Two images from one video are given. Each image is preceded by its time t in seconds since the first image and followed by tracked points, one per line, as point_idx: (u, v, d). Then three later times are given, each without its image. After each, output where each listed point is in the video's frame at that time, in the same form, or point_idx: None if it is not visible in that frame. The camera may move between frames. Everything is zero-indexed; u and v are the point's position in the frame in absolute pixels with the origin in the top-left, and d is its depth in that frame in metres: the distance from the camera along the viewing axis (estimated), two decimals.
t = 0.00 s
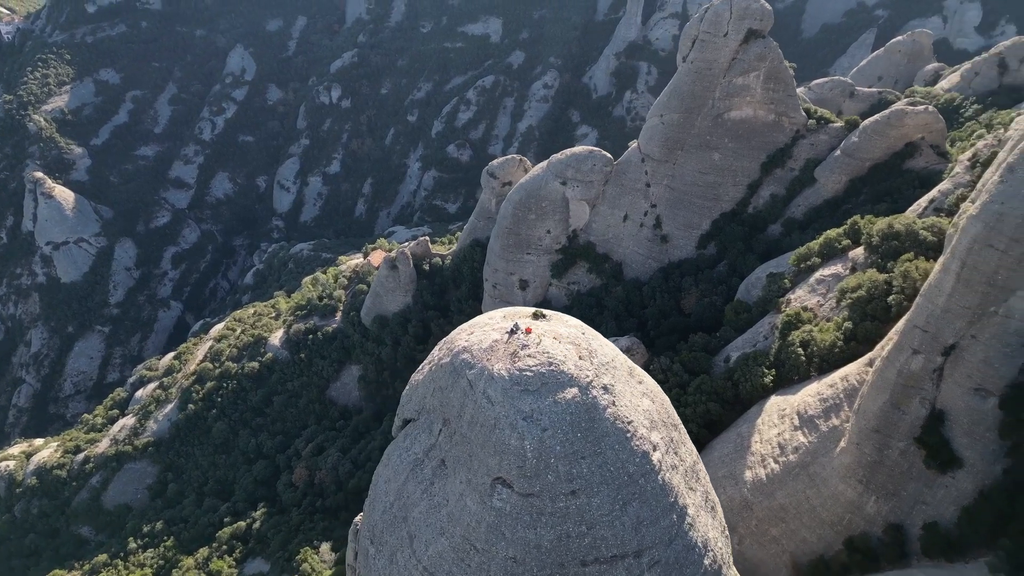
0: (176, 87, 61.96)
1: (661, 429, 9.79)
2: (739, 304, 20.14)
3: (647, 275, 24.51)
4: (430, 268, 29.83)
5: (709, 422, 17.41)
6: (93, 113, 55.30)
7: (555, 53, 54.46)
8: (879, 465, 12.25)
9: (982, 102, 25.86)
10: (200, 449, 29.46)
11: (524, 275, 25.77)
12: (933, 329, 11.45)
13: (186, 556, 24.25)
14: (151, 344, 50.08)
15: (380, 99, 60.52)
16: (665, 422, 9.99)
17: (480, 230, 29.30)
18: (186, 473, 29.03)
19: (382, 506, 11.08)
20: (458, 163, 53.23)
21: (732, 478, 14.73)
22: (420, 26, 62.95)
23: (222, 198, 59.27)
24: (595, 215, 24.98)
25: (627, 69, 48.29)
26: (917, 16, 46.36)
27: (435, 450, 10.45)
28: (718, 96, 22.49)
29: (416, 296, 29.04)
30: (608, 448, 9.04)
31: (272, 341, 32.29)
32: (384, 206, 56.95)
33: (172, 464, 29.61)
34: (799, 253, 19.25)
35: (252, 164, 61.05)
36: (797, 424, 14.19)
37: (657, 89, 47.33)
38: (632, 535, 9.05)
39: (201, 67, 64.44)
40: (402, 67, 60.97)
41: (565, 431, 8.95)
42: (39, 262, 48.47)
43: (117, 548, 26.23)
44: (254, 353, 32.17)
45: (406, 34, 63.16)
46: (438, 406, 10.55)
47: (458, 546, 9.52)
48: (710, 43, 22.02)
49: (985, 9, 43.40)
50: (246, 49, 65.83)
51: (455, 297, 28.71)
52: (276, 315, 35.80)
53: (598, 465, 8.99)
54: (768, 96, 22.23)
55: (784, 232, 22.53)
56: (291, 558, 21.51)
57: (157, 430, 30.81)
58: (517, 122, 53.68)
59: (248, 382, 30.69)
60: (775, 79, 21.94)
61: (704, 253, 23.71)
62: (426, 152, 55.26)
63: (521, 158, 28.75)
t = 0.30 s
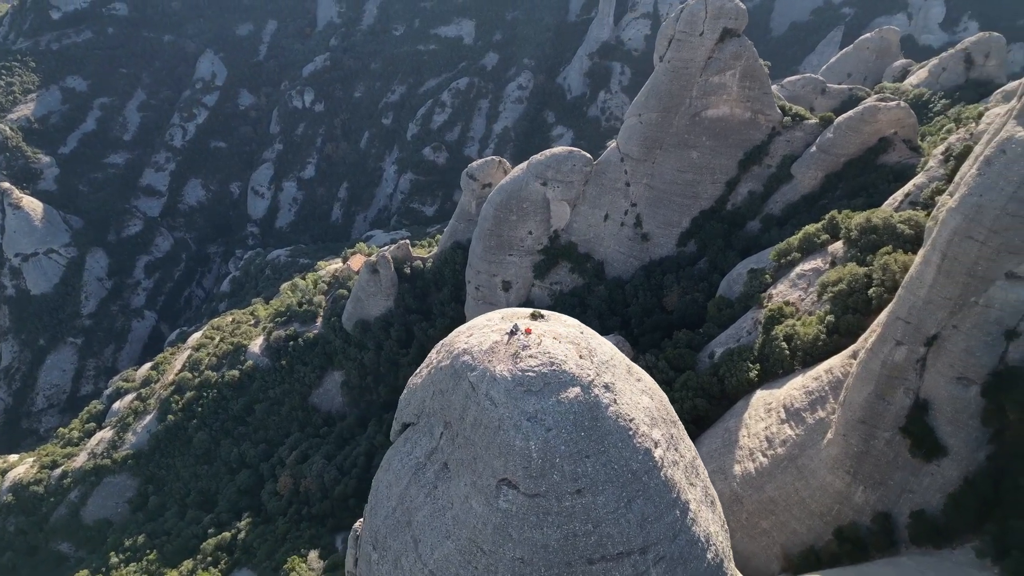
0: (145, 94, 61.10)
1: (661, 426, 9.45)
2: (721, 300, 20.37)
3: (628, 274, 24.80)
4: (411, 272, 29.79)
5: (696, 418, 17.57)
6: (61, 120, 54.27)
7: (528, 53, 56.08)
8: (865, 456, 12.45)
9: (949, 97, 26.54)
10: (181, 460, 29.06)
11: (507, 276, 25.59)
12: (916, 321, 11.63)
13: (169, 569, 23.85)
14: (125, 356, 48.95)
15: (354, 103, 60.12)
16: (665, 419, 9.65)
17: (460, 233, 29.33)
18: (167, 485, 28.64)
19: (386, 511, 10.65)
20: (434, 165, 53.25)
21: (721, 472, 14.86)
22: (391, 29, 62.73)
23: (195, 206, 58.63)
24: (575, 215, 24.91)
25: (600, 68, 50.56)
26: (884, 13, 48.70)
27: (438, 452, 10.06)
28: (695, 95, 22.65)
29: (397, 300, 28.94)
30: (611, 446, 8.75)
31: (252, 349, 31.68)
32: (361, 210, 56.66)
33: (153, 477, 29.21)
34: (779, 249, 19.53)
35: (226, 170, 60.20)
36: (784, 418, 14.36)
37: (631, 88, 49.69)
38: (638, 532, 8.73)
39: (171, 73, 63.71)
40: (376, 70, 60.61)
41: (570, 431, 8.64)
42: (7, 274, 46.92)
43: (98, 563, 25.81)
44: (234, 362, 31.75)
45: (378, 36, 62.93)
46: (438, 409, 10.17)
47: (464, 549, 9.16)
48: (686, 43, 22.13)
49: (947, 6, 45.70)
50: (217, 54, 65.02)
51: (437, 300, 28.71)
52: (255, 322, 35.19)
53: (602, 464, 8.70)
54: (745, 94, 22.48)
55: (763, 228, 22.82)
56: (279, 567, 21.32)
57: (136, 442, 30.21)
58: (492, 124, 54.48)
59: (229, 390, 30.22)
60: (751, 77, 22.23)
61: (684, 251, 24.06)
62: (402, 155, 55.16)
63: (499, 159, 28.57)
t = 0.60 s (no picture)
0: (113, 101, 59.77)
1: (661, 422, 9.09)
2: (703, 297, 20.58)
3: (609, 272, 24.78)
4: (392, 276, 29.63)
5: (683, 415, 17.72)
6: (26, 130, 53.51)
7: (502, 56, 56.73)
8: (852, 447, 12.64)
9: (918, 93, 27.11)
10: (162, 472, 28.59)
11: (489, 278, 25.43)
12: (898, 313, 11.85)
13: None
14: (99, 368, 47.60)
15: (326, 107, 59.98)
16: (664, 415, 9.27)
17: (441, 235, 29.17)
18: (148, 498, 28.21)
19: (388, 516, 10.04)
20: (410, 168, 53.17)
21: (711, 468, 14.98)
22: (363, 32, 62.79)
23: (168, 214, 57.82)
24: (556, 216, 25.01)
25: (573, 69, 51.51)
26: (851, 11, 50.29)
27: (439, 455, 9.55)
28: (672, 95, 23.01)
29: (379, 304, 28.77)
30: (614, 443, 8.37)
31: (232, 357, 31.12)
32: (337, 214, 56.38)
33: (134, 490, 28.70)
34: (759, 245, 19.82)
35: (199, 178, 59.54)
36: (770, 411, 14.54)
37: (604, 89, 50.41)
38: (642, 529, 8.37)
39: (139, 79, 62.17)
40: (348, 74, 60.61)
41: (575, 430, 8.24)
42: None
43: None
44: (214, 371, 31.15)
45: (350, 40, 63.01)
46: (437, 412, 9.67)
47: (469, 555, 8.65)
48: (662, 43, 22.52)
49: (913, 5, 47.38)
50: (186, 60, 63.85)
51: (419, 304, 28.58)
52: (234, 330, 34.61)
53: (606, 462, 8.31)
54: (721, 93, 22.84)
55: (743, 225, 23.10)
56: None
57: (114, 456, 29.56)
58: (467, 126, 54.90)
59: (208, 400, 29.68)
60: (727, 76, 22.59)
61: (665, 249, 24.15)
62: (378, 159, 54.97)
63: (478, 161, 28.52)
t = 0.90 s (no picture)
0: (80, 109, 58.31)
1: (661, 420, 9.01)
2: (686, 295, 20.82)
3: (592, 273, 24.89)
4: (374, 280, 29.45)
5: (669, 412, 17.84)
6: None
7: (476, 58, 57.40)
8: (839, 438, 12.81)
9: (888, 89, 27.69)
10: (143, 485, 28.06)
11: (472, 281, 25.24)
12: (881, 306, 12.05)
13: None
14: (72, 380, 46.51)
15: (300, 112, 59.34)
16: (663, 412, 9.21)
17: (422, 238, 29.08)
18: (130, 511, 27.69)
19: (389, 522, 9.93)
20: (386, 173, 52.79)
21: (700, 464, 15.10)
22: (335, 36, 62.70)
23: (140, 222, 55.91)
24: (537, 217, 24.98)
25: (548, 70, 52.58)
26: (817, 11, 52.06)
27: (441, 458, 9.49)
28: (650, 95, 23.14)
29: (360, 309, 28.69)
30: (617, 442, 8.30)
31: (211, 366, 30.70)
32: (313, 219, 55.90)
33: (114, 504, 28.17)
34: (740, 242, 20.05)
35: (171, 184, 58.02)
36: (757, 406, 14.70)
37: (579, 90, 51.32)
38: (647, 527, 8.29)
39: (106, 87, 60.67)
40: (321, 79, 60.18)
41: (578, 429, 8.20)
42: None
43: None
44: (193, 380, 30.69)
45: (322, 45, 62.52)
46: (437, 415, 9.60)
47: (476, 556, 8.62)
48: (639, 44, 22.70)
49: (878, 3, 49.01)
50: (155, 66, 62.29)
51: (401, 308, 28.52)
52: (213, 339, 34.08)
53: (610, 461, 8.24)
54: (698, 92, 23.12)
55: (722, 223, 23.41)
56: None
57: (93, 469, 29.07)
58: (443, 129, 55.07)
59: (189, 410, 29.24)
60: (703, 76, 22.92)
61: (646, 248, 24.31)
62: (353, 163, 54.53)
63: (458, 164, 28.47)
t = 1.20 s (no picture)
0: (47, 118, 57.08)
1: (660, 417, 8.97)
2: (670, 292, 20.98)
3: (575, 272, 24.96)
4: (355, 285, 29.34)
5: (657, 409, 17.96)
6: None
7: (450, 60, 57.24)
8: (827, 430, 12.99)
9: (858, 87, 28.37)
10: (124, 498, 27.68)
11: (455, 283, 25.00)
12: (864, 299, 12.23)
13: None
14: (45, 394, 45.32)
15: (273, 118, 58.37)
16: (662, 409, 9.20)
17: (403, 242, 28.90)
18: (110, 525, 27.16)
19: (393, 526, 9.85)
20: (362, 177, 52.81)
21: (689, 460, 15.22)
22: (307, 40, 61.99)
23: (111, 231, 54.70)
24: (519, 218, 24.94)
25: (523, 72, 53.22)
26: (787, 10, 53.42)
27: (443, 461, 9.45)
28: (628, 95, 23.33)
29: (342, 314, 28.54)
30: (619, 440, 8.27)
31: (191, 376, 30.46)
32: (289, 225, 55.22)
33: (94, 519, 27.58)
34: (721, 239, 20.25)
35: (142, 192, 56.83)
36: (744, 401, 14.85)
37: (554, 91, 52.79)
38: (652, 523, 8.27)
39: (74, 95, 58.73)
40: (293, 83, 59.49)
41: (582, 428, 8.17)
42: None
43: None
44: (173, 391, 30.31)
45: (294, 49, 61.72)
46: (438, 418, 9.55)
47: (483, 557, 8.59)
48: (617, 44, 22.89)
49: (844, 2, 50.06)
50: (123, 73, 60.53)
51: (384, 312, 28.41)
52: (192, 348, 33.62)
53: (614, 459, 8.22)
54: (676, 92, 23.38)
55: (702, 221, 23.66)
56: None
57: (71, 484, 28.53)
58: (419, 132, 55.05)
59: (169, 421, 28.88)
60: (680, 75, 23.19)
61: (627, 247, 24.44)
62: (328, 167, 54.27)
63: (438, 167, 28.37)
